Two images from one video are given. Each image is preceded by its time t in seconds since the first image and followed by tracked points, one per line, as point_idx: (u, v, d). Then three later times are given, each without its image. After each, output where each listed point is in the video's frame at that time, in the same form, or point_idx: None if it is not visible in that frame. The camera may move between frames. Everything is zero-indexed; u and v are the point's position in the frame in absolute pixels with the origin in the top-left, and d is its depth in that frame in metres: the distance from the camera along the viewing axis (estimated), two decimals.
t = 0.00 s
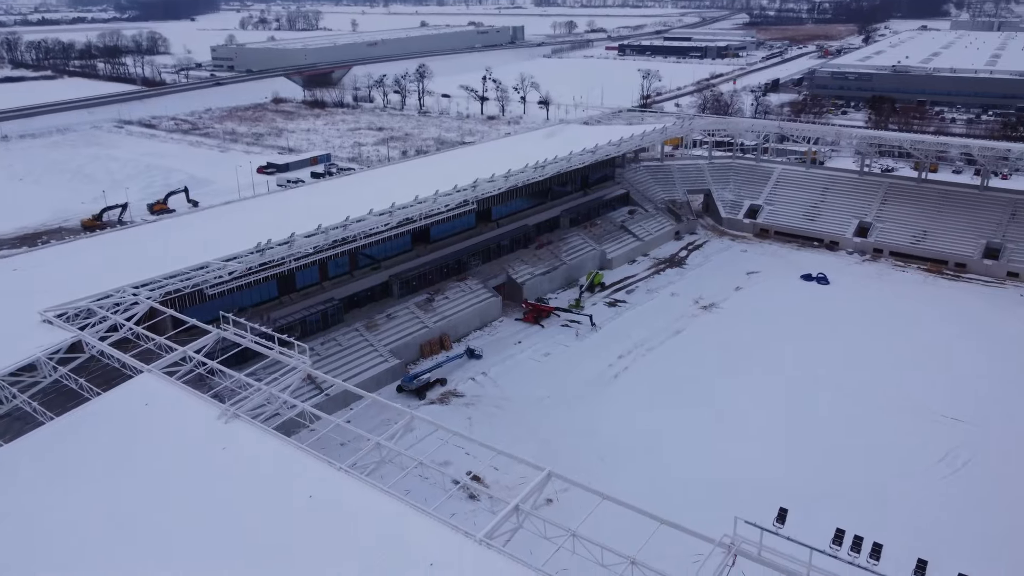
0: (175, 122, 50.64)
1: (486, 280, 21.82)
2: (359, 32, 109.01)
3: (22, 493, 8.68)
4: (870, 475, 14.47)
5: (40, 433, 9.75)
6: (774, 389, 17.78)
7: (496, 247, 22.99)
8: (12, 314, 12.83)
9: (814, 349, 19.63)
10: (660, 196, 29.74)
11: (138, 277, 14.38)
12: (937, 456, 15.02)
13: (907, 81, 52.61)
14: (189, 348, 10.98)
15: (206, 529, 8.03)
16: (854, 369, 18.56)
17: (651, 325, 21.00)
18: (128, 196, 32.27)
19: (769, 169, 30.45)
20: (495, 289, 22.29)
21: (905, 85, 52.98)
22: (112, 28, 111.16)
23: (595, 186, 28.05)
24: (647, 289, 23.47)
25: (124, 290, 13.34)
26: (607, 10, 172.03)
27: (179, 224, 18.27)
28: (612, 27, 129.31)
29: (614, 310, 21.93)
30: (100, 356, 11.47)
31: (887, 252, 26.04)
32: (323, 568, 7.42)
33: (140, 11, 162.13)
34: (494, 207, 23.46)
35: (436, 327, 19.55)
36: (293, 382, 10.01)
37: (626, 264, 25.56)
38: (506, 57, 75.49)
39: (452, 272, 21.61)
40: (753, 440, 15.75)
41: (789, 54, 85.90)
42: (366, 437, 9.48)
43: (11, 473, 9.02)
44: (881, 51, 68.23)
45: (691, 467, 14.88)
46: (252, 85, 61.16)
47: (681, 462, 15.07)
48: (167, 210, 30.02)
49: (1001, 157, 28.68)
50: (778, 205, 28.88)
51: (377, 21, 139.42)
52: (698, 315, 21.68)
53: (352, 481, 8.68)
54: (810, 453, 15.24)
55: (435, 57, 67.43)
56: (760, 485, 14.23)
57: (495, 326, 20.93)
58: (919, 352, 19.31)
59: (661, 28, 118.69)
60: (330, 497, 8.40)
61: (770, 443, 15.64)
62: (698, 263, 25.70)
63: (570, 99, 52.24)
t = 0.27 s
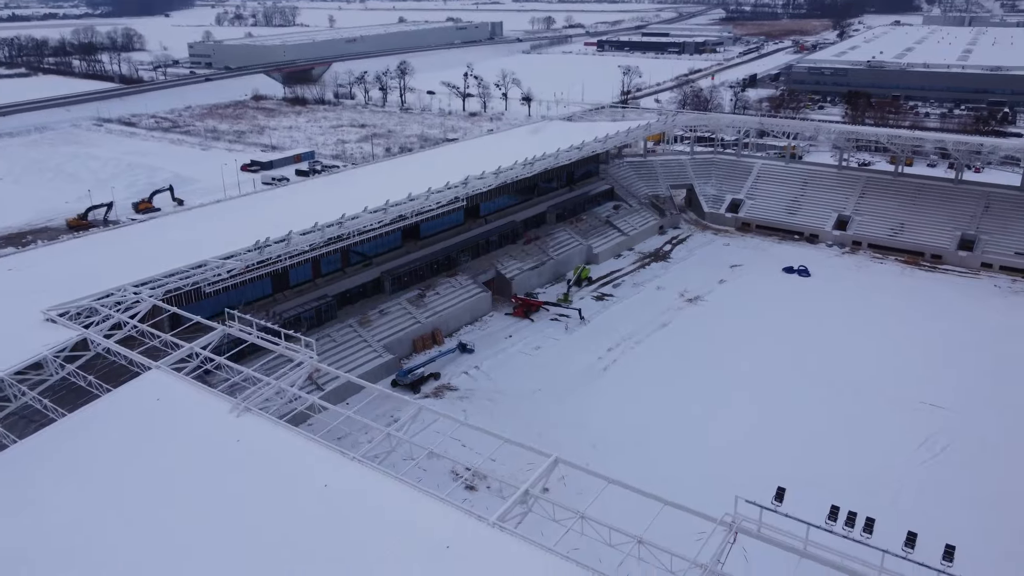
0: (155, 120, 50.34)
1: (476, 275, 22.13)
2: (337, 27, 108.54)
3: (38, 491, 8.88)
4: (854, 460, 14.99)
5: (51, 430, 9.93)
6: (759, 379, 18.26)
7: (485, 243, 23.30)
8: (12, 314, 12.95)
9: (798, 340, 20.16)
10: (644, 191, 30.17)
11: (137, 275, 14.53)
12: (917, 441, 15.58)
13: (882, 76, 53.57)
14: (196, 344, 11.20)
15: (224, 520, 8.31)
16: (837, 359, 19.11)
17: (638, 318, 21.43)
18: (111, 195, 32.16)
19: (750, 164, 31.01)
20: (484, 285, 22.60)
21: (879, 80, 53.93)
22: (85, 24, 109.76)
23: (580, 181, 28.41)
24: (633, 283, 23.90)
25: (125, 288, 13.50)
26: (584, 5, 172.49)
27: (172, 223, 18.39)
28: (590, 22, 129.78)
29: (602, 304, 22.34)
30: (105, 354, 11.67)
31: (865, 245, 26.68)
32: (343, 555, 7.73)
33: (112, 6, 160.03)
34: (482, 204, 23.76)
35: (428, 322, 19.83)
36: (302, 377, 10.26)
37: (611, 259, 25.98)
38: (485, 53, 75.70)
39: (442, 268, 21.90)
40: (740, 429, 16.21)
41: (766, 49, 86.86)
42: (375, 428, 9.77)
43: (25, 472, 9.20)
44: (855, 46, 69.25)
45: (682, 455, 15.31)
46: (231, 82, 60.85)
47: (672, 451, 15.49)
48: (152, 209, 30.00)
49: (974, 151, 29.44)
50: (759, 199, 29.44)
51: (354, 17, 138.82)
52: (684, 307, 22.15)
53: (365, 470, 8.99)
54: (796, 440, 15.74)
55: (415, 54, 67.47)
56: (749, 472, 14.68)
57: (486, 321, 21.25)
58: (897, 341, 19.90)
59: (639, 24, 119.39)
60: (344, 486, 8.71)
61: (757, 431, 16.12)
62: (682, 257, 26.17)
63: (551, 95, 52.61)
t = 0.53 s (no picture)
0: (134, 118, 50.03)
1: (466, 271, 22.44)
2: (314, 24, 107.92)
3: (55, 484, 9.09)
4: (838, 444, 15.53)
5: (62, 425, 10.12)
6: (746, 369, 18.76)
7: (473, 240, 23.59)
8: (14, 313, 13.11)
9: (781, 331, 20.71)
10: (628, 187, 30.61)
11: (136, 274, 14.69)
12: (898, 427, 16.13)
13: (858, 71, 54.42)
14: (202, 341, 11.46)
15: (243, 509, 8.60)
16: (820, 348, 19.66)
17: (625, 312, 21.89)
18: (96, 195, 32.07)
19: (731, 159, 31.56)
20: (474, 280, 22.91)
21: (855, 76, 54.80)
22: (57, 20, 108.23)
23: (566, 177, 28.76)
24: (620, 277, 24.33)
25: (125, 287, 13.70)
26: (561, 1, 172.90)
27: (166, 221, 18.53)
28: (568, 18, 130.13)
29: (590, 297, 22.75)
30: (111, 351, 11.92)
31: (845, 238, 27.32)
32: (362, 539, 8.08)
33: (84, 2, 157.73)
34: (470, 200, 24.02)
35: (420, 317, 20.11)
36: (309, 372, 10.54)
37: (597, 254, 26.40)
38: (465, 50, 75.87)
39: (432, 264, 22.15)
40: (729, 416, 16.70)
41: (743, 44, 87.69)
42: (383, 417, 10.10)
43: (41, 466, 9.40)
44: (831, 41, 70.17)
45: (672, 442, 15.77)
46: (210, 79, 60.51)
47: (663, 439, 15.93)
48: (138, 208, 29.97)
49: (948, 146, 30.17)
50: (741, 194, 29.99)
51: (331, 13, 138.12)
52: (670, 300, 22.66)
53: (376, 458, 9.32)
54: (783, 427, 16.23)
55: (395, 50, 67.43)
56: (738, 458, 15.16)
57: (476, 316, 21.58)
58: (875, 331, 20.48)
59: (617, 20, 119.92)
60: (357, 474, 9.03)
61: (745, 418, 16.61)
62: (666, 251, 26.64)
63: (532, 91, 52.93)
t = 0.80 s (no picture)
0: (114, 117, 49.68)
1: (455, 268, 22.74)
2: (291, 20, 107.34)
3: (71, 480, 9.31)
4: (822, 431, 16.05)
5: (73, 422, 10.33)
6: (732, 361, 19.23)
7: (462, 236, 23.89)
8: (14, 313, 13.25)
9: (765, 323, 21.23)
10: (612, 183, 31.03)
11: (136, 273, 14.87)
12: (879, 414, 16.68)
13: (834, 67, 55.27)
14: (208, 338, 11.70)
15: (258, 500, 8.88)
16: (802, 339, 20.20)
17: (612, 305, 22.31)
18: (78, 194, 31.94)
19: (712, 154, 32.09)
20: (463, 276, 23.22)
21: (831, 71, 55.65)
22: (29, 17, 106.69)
23: (551, 174, 29.12)
24: (606, 271, 24.74)
25: (125, 287, 13.87)
26: None
27: (160, 221, 18.67)
28: (546, 14, 130.40)
29: (578, 292, 23.15)
30: (116, 349, 12.12)
31: (824, 231, 27.94)
32: (376, 527, 8.40)
33: None
34: (459, 197, 24.32)
35: (411, 313, 20.40)
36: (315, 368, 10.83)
37: (583, 249, 26.80)
38: (445, 47, 75.90)
39: (422, 261, 22.44)
40: (716, 406, 17.17)
41: (720, 40, 88.55)
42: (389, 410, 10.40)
43: (55, 463, 9.60)
44: (807, 37, 71.05)
45: (662, 433, 16.19)
46: (189, 76, 60.14)
47: (653, 429, 16.36)
48: (123, 208, 29.94)
49: (924, 140, 30.89)
50: (722, 188, 30.52)
51: (308, 9, 137.36)
52: (656, 294, 23.12)
53: (385, 449, 9.63)
54: (769, 416, 16.73)
55: (375, 47, 67.38)
56: (727, 446, 15.62)
57: (467, 311, 21.91)
58: (856, 323, 21.03)
59: (595, 15, 120.42)
60: (367, 465, 9.34)
61: (733, 408, 17.08)
62: (650, 246, 27.09)
63: (513, 88, 53.22)
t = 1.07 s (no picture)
0: (92, 115, 49.29)
1: (444, 264, 23.03)
2: (268, 16, 106.61)
3: (86, 473, 9.55)
4: (806, 418, 16.57)
5: (84, 418, 10.55)
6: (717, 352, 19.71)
7: (451, 233, 24.17)
8: (15, 312, 13.41)
9: (748, 314, 21.74)
10: (595, 179, 31.41)
11: (133, 272, 15.03)
12: (860, 401, 17.23)
13: (810, 62, 56.08)
14: (212, 335, 11.94)
15: (273, 490, 9.19)
16: (785, 330, 20.74)
17: (599, 299, 22.73)
18: (61, 194, 31.79)
19: (694, 150, 32.61)
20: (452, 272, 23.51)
21: (807, 67, 56.48)
22: None
23: (536, 170, 29.47)
24: (592, 266, 25.16)
25: (126, 286, 14.04)
26: None
27: (152, 220, 18.79)
28: (524, 9, 130.55)
29: (565, 287, 23.54)
30: (119, 347, 12.33)
31: (804, 224, 28.56)
32: (389, 513, 8.74)
33: None
34: (446, 194, 24.58)
35: (403, 309, 20.68)
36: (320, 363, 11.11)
37: (569, 244, 27.19)
38: (424, 44, 75.92)
39: (411, 257, 22.71)
40: (704, 395, 17.64)
41: (697, 36, 89.33)
42: (395, 402, 10.73)
43: (69, 459, 9.81)
44: (783, 33, 71.90)
45: (652, 422, 16.61)
46: (167, 74, 59.72)
47: (643, 420, 16.79)
48: (108, 207, 29.89)
49: (898, 134, 31.61)
50: (704, 183, 31.04)
51: (285, 5, 136.47)
52: (642, 287, 23.57)
53: (394, 440, 9.97)
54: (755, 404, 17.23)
55: (355, 44, 67.30)
56: (715, 435, 16.09)
57: (457, 307, 22.22)
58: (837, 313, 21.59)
59: (572, 11, 120.85)
60: (379, 455, 9.67)
61: (720, 397, 17.55)
62: (634, 241, 27.53)
63: (494, 85, 53.49)
